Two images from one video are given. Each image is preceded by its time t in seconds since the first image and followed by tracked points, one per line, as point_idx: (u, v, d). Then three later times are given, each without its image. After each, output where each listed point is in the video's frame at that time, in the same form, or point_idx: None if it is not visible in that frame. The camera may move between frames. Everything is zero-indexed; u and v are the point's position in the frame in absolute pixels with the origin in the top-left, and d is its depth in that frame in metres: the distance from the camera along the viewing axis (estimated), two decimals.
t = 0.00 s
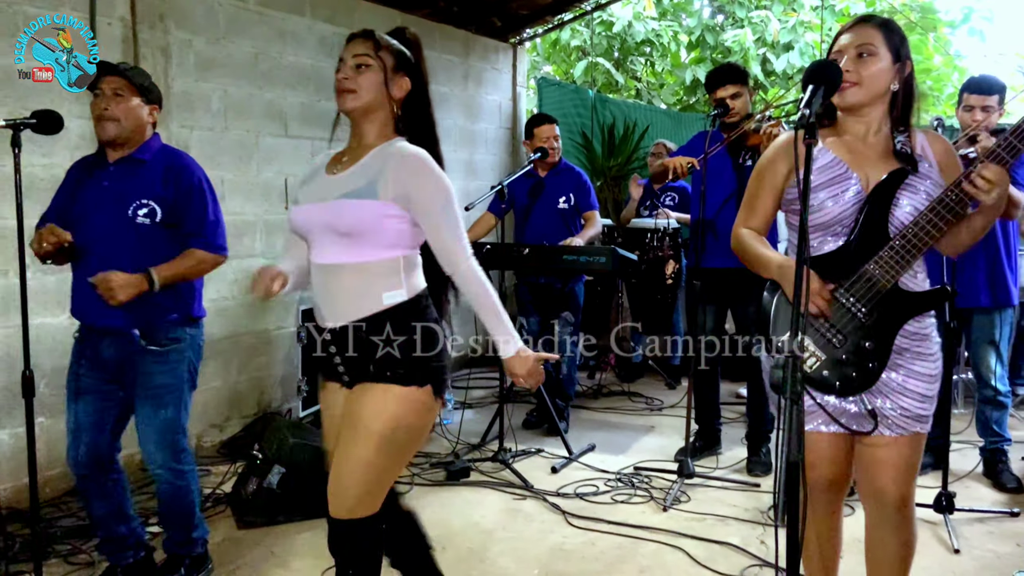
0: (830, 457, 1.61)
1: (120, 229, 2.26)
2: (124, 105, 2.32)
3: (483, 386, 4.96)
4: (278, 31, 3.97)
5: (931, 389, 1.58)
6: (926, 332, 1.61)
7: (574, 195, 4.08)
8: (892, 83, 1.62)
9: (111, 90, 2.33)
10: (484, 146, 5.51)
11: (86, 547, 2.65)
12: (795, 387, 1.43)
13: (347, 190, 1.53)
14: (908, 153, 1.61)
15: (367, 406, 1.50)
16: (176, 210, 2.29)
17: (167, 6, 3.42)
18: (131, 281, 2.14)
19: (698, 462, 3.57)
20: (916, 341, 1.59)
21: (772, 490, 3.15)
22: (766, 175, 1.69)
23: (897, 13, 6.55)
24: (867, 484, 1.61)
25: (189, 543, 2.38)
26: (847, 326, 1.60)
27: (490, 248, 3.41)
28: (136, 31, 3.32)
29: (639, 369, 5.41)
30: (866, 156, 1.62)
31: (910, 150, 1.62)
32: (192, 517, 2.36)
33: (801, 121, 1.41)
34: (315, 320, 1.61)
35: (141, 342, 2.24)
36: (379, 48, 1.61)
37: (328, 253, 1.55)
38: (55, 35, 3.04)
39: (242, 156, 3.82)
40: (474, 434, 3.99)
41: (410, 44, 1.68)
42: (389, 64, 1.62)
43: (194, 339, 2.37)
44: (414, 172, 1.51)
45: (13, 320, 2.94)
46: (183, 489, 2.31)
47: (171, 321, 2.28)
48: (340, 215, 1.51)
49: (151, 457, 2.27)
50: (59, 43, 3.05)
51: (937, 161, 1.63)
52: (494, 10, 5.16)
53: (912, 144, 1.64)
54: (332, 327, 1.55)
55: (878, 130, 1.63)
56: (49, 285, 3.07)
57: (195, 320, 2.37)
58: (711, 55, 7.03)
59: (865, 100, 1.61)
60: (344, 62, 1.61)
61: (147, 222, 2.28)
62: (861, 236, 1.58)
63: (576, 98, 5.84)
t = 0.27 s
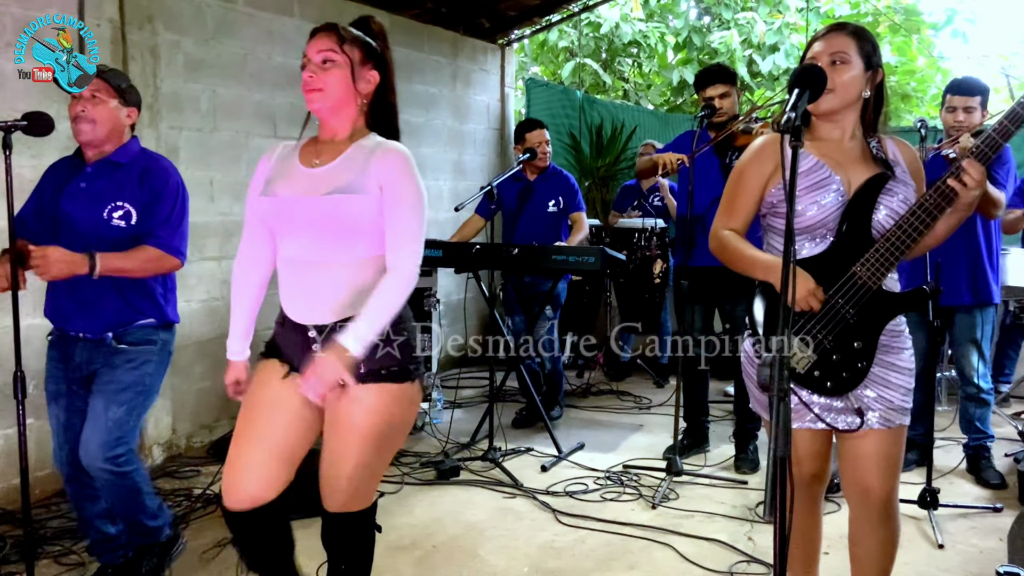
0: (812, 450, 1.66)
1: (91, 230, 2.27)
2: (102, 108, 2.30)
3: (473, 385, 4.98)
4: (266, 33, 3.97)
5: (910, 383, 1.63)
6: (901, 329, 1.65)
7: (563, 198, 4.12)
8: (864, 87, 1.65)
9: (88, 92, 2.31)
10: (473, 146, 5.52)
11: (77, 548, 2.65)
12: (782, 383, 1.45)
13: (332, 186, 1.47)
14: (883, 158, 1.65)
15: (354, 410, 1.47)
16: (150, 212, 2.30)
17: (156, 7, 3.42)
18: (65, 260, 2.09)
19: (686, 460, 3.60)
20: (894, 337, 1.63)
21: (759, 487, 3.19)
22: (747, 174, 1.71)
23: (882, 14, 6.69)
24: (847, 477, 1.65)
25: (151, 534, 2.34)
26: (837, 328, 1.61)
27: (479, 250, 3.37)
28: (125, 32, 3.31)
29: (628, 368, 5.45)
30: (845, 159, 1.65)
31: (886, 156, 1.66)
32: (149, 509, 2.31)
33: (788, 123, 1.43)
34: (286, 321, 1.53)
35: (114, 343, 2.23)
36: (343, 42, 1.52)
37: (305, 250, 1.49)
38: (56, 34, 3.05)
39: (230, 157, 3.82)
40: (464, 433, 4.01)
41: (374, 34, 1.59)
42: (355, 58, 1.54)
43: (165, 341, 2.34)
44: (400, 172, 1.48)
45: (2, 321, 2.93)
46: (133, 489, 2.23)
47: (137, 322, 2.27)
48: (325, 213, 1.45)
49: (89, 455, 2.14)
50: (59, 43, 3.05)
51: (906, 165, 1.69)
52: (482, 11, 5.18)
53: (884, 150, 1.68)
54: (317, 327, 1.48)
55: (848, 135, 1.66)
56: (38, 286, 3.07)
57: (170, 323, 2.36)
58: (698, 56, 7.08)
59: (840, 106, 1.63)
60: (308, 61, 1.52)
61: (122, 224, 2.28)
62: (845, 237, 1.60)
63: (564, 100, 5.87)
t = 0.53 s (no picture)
0: (796, 451, 1.68)
1: (77, 232, 2.27)
2: (90, 111, 2.31)
3: (462, 387, 5.00)
4: (256, 35, 3.98)
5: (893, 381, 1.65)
6: (885, 326, 1.67)
7: (553, 202, 4.13)
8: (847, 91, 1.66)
9: (75, 95, 2.31)
10: (462, 148, 5.54)
11: (67, 550, 2.65)
12: (771, 383, 1.48)
13: (315, 190, 1.36)
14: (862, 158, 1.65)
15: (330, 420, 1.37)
16: (135, 213, 2.30)
17: (145, 9, 3.42)
18: (49, 241, 2.11)
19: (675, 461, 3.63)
20: (876, 335, 1.65)
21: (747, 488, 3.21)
22: (728, 179, 1.71)
23: (867, 19, 6.79)
24: (831, 475, 1.68)
25: (118, 563, 2.27)
26: (817, 327, 1.65)
27: (469, 252, 3.39)
28: (115, 34, 3.31)
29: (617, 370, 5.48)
30: (824, 162, 1.66)
31: (865, 156, 1.65)
32: (122, 534, 2.27)
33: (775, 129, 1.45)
34: (247, 335, 1.38)
35: (97, 345, 2.21)
36: (314, 42, 1.39)
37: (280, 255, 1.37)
38: (56, 35, 3.05)
39: (220, 159, 3.82)
40: (454, 435, 4.02)
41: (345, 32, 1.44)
42: (327, 58, 1.40)
43: (149, 347, 2.35)
44: (387, 178, 1.38)
45: None
46: (115, 501, 2.23)
47: (122, 325, 2.27)
48: (305, 221, 1.35)
49: (80, 464, 2.16)
50: (59, 43, 3.06)
51: (887, 165, 1.69)
52: (471, 14, 5.20)
53: (864, 150, 1.67)
54: (285, 342, 1.36)
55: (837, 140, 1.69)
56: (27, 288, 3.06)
57: (152, 328, 2.36)
58: (685, 59, 7.12)
59: (820, 111, 1.64)
60: (277, 62, 1.38)
61: (107, 226, 2.28)
62: (821, 240, 1.64)
63: (554, 102, 5.88)
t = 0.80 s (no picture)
0: (782, 449, 1.71)
1: (82, 239, 2.28)
2: (83, 116, 2.30)
3: (454, 388, 5.01)
4: (248, 37, 3.99)
5: (880, 386, 1.64)
6: (874, 332, 1.67)
7: (547, 203, 4.16)
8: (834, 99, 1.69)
9: (66, 100, 2.30)
10: (454, 150, 5.56)
11: (59, 550, 2.65)
12: (757, 387, 1.49)
13: (284, 196, 1.37)
14: (844, 164, 1.68)
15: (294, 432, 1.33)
16: (138, 216, 2.32)
17: (137, 11, 3.43)
18: (80, 287, 2.13)
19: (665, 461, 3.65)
20: (862, 340, 1.66)
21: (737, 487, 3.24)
22: (717, 193, 1.81)
23: (856, 23, 6.84)
24: (823, 485, 1.68)
25: (122, 523, 2.31)
26: (788, 329, 1.68)
27: (460, 253, 3.41)
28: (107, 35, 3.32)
29: (608, 371, 5.50)
30: (804, 170, 1.72)
31: (848, 163, 1.68)
32: (118, 500, 2.29)
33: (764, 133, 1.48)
34: (228, 338, 1.42)
35: (89, 340, 2.22)
36: (301, 52, 1.42)
37: (256, 263, 1.39)
38: (56, 35, 3.09)
39: (212, 160, 3.83)
40: (445, 435, 4.04)
41: (339, 41, 1.46)
42: (314, 69, 1.43)
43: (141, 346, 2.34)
44: (354, 179, 1.35)
45: None
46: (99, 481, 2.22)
47: (118, 326, 2.27)
48: (274, 226, 1.36)
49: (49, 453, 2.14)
50: (59, 43, 3.09)
51: (874, 170, 1.70)
52: (463, 16, 5.22)
53: (851, 156, 1.70)
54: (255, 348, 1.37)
55: (824, 150, 1.72)
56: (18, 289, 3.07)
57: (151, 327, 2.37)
58: (676, 62, 7.14)
59: (803, 122, 1.68)
60: (266, 71, 1.43)
61: (108, 229, 2.29)
62: (795, 246, 1.69)
63: (545, 104, 5.92)
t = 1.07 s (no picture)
0: (781, 443, 1.75)
1: (92, 239, 2.28)
2: (89, 120, 2.33)
3: (449, 387, 5.03)
4: (243, 36, 4.00)
5: (869, 384, 1.65)
6: (870, 329, 1.66)
7: (545, 202, 4.18)
8: (842, 92, 1.70)
9: (71, 108, 2.34)
10: (449, 150, 5.57)
11: (55, 548, 2.66)
12: (748, 381, 1.51)
13: (287, 205, 1.46)
14: (834, 154, 1.65)
15: (326, 441, 1.39)
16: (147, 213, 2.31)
17: (132, 10, 3.44)
18: (123, 291, 2.22)
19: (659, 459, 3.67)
20: (856, 336, 1.66)
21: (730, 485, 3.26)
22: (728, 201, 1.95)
23: (849, 23, 6.88)
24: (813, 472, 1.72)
25: (198, 530, 2.42)
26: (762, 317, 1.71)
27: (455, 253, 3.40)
28: (102, 35, 3.33)
29: (603, 370, 5.52)
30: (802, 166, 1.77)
31: (838, 152, 1.65)
32: (190, 508, 2.39)
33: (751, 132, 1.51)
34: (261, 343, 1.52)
35: (109, 355, 2.24)
36: (313, 67, 1.49)
37: (270, 269, 1.49)
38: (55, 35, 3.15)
39: (208, 160, 3.84)
40: (440, 434, 4.05)
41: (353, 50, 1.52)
42: (326, 82, 1.49)
43: (165, 352, 2.36)
44: (347, 185, 1.41)
45: None
46: (169, 488, 2.32)
47: (136, 331, 2.28)
48: (276, 235, 1.45)
49: (128, 461, 2.28)
50: (60, 43, 3.17)
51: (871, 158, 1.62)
52: (457, 16, 5.24)
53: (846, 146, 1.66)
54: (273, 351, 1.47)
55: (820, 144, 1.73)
56: (13, 288, 3.07)
57: (167, 331, 2.38)
58: (671, 61, 7.17)
59: (805, 116, 1.70)
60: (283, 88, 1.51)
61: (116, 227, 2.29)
62: (771, 235, 1.73)
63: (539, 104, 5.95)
